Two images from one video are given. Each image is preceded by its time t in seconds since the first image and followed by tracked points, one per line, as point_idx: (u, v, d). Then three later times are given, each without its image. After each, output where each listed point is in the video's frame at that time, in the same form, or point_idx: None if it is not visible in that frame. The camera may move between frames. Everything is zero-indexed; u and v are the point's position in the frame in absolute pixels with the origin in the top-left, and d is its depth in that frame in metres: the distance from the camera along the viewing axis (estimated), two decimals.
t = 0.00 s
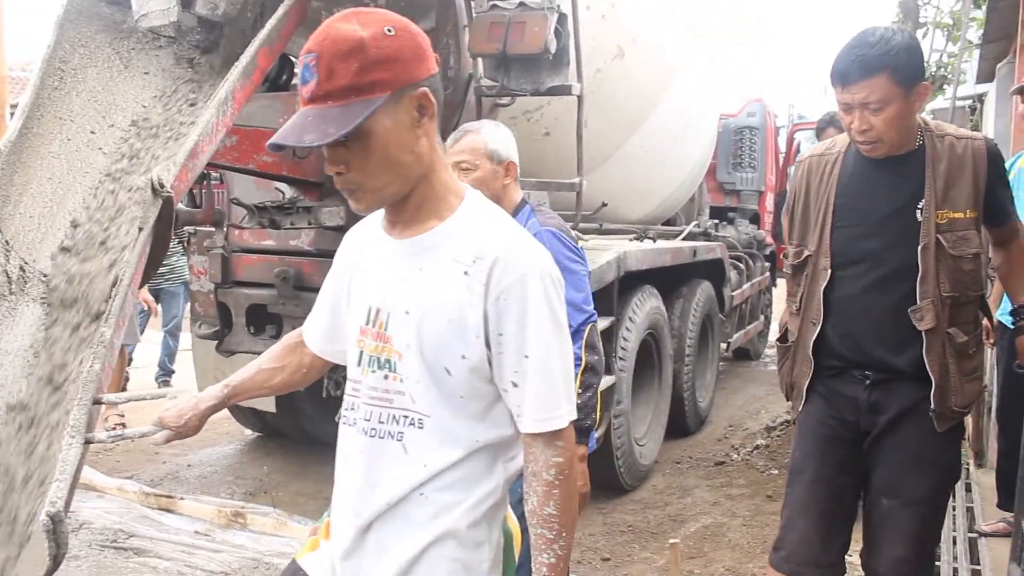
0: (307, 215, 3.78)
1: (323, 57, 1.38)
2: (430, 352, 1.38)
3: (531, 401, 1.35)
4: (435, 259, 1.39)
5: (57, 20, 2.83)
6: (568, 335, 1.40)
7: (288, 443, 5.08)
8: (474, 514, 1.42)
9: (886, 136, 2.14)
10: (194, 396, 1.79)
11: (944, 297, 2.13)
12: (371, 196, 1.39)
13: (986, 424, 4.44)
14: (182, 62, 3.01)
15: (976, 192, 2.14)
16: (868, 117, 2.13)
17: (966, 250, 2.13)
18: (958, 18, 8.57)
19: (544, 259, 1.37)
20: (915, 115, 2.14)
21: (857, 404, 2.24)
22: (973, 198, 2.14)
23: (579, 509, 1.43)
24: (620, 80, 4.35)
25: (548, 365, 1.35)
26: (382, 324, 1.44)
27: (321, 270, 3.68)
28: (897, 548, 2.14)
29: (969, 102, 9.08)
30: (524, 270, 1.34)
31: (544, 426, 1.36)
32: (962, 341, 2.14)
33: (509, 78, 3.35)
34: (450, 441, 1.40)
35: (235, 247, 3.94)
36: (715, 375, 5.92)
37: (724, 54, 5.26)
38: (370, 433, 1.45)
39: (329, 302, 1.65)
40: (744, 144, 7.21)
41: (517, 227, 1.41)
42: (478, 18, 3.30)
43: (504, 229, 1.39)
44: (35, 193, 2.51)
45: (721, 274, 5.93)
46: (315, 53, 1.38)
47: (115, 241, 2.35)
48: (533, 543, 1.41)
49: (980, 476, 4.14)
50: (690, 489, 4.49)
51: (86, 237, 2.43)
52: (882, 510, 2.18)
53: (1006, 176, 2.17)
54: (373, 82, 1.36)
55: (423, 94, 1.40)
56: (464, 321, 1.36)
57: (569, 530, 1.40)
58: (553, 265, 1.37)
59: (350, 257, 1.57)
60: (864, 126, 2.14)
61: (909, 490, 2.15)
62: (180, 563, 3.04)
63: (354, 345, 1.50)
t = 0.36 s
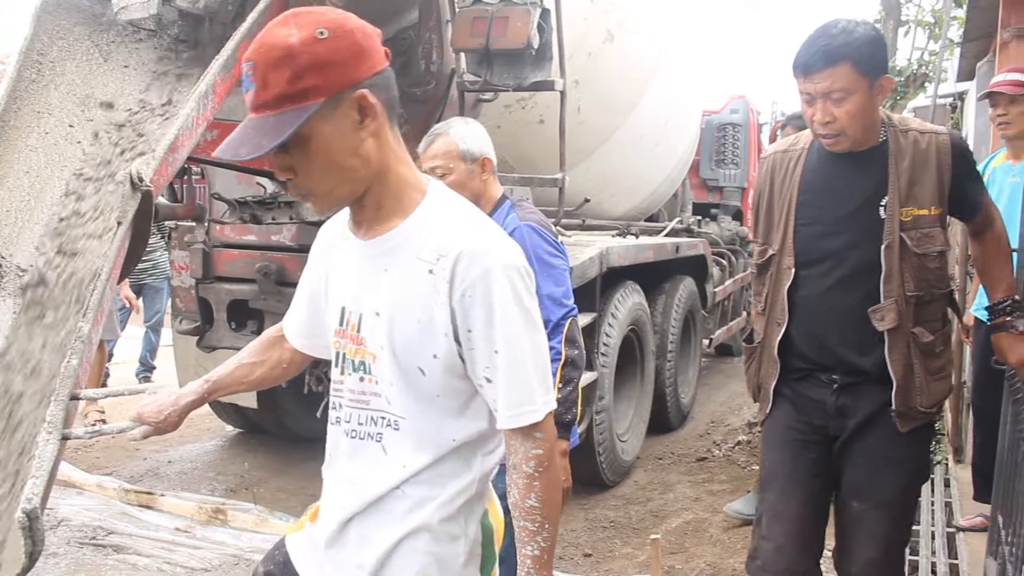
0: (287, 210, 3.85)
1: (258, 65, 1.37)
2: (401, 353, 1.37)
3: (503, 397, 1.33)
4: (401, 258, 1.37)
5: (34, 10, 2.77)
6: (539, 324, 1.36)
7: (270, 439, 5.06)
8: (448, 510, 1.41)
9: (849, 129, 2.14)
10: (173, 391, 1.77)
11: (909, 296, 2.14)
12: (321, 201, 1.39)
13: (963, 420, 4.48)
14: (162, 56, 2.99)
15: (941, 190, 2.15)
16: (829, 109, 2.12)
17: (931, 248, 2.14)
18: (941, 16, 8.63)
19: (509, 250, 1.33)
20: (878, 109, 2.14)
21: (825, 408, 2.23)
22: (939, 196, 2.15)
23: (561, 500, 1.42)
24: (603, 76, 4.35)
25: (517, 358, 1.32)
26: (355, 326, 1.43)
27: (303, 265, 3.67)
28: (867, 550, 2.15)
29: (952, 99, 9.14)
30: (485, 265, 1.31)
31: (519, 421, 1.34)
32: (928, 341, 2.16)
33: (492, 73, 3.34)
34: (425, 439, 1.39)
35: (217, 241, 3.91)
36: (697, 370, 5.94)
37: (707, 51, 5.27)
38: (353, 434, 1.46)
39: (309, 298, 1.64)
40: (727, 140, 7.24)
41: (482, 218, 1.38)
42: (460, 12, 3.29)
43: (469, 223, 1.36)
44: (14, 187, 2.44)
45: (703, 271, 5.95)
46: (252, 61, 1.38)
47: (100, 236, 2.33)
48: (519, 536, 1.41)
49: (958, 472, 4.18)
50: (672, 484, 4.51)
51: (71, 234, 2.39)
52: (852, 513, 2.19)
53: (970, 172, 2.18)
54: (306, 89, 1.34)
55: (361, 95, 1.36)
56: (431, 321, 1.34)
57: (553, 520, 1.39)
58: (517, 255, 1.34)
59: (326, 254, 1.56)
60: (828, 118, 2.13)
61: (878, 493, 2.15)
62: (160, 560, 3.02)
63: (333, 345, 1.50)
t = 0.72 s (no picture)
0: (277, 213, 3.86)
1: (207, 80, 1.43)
2: (341, 351, 1.37)
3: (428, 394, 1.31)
4: (343, 255, 1.38)
5: (23, 11, 2.78)
6: (472, 324, 1.33)
7: (259, 442, 5.04)
8: (395, 509, 1.40)
9: (807, 127, 1.99)
10: (161, 398, 1.78)
11: (870, 302, 1.97)
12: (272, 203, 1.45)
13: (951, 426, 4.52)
14: (150, 58, 2.98)
15: (905, 188, 1.99)
16: (783, 108, 1.97)
17: (894, 251, 1.98)
18: (929, 24, 8.71)
19: (439, 245, 1.31)
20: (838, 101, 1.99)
21: (785, 426, 2.10)
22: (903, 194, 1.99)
23: (502, 505, 1.38)
24: (593, 81, 4.36)
25: (441, 357, 1.30)
26: (314, 322, 1.45)
27: (292, 269, 3.66)
28: None
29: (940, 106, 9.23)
30: (411, 262, 1.30)
31: (446, 420, 1.31)
32: (889, 352, 1.99)
33: (482, 77, 3.34)
34: (368, 437, 1.39)
35: (206, 244, 3.90)
36: (686, 375, 5.94)
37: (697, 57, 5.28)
38: (314, 428, 1.48)
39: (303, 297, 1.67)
40: (717, 147, 7.17)
41: (422, 213, 1.36)
42: (451, 16, 3.29)
43: (406, 219, 1.35)
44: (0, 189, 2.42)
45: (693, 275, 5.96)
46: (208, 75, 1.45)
47: (85, 239, 2.30)
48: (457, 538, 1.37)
49: (946, 477, 4.20)
50: (661, 489, 4.51)
51: (55, 237, 2.37)
52: (815, 547, 2.08)
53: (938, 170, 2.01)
54: (229, 106, 1.37)
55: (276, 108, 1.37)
56: (365, 318, 1.34)
57: (486, 527, 1.35)
58: (448, 251, 1.32)
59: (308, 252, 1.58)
60: (781, 117, 1.98)
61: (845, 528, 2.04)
62: (147, 563, 2.99)
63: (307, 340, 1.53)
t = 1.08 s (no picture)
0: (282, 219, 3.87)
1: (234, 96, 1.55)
2: (317, 349, 1.42)
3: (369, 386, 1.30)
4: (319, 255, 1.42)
5: (30, 19, 2.82)
6: (423, 318, 1.31)
7: (263, 448, 5.04)
8: (383, 518, 1.41)
9: (790, 128, 1.95)
10: (168, 405, 1.79)
11: (839, 317, 1.89)
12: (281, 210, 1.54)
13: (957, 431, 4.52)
14: (155, 62, 2.98)
15: (892, 203, 1.88)
16: (763, 109, 1.93)
17: (868, 266, 1.88)
18: (933, 28, 8.72)
19: (389, 237, 1.32)
20: (826, 101, 1.93)
21: (759, 431, 2.07)
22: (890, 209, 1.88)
23: (451, 512, 1.35)
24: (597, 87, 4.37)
25: (384, 347, 1.30)
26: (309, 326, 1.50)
27: (297, 275, 3.67)
28: None
29: (944, 110, 9.24)
30: (361, 254, 1.32)
31: (386, 413, 1.30)
32: (858, 373, 1.90)
33: (487, 83, 3.35)
34: (345, 437, 1.42)
35: (212, 250, 3.91)
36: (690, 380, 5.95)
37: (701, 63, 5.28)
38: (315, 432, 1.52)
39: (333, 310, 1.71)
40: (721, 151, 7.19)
41: (389, 210, 1.37)
42: (455, 22, 3.30)
43: (369, 215, 1.37)
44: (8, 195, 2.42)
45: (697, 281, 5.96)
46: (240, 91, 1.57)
47: (92, 245, 2.31)
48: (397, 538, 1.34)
49: (952, 483, 4.19)
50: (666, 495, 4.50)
51: (63, 245, 2.35)
52: (765, 548, 1.96)
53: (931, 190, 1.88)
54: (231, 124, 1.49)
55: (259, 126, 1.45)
56: (331, 315, 1.37)
57: (422, 532, 1.32)
58: (399, 242, 1.32)
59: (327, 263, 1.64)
60: (761, 118, 1.94)
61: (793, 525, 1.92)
62: (152, 568, 2.99)
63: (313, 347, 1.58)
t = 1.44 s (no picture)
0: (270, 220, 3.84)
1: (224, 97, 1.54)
2: (295, 350, 1.43)
3: (339, 387, 1.31)
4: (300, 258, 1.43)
5: (18, 19, 2.83)
6: (398, 321, 1.31)
7: (251, 450, 5.02)
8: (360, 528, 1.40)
9: (745, 126, 1.78)
10: (153, 408, 1.78)
11: (783, 326, 1.70)
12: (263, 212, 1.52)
13: (944, 433, 4.54)
14: (141, 63, 2.98)
15: (842, 203, 1.67)
16: (715, 109, 1.77)
17: (811, 273, 1.69)
18: (921, 33, 8.77)
19: (365, 240, 1.33)
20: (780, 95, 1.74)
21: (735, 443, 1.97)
22: (839, 209, 1.67)
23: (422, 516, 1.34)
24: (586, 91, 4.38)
25: (356, 347, 1.30)
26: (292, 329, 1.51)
27: (286, 277, 3.65)
28: None
29: (932, 114, 9.29)
30: (337, 256, 1.32)
31: (355, 415, 1.29)
32: (803, 389, 1.69)
33: (477, 85, 3.35)
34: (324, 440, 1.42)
35: (200, 252, 3.90)
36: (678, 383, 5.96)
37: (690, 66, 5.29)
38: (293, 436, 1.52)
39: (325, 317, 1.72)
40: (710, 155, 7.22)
41: (371, 214, 1.38)
42: (445, 24, 3.30)
43: (348, 218, 1.37)
44: None
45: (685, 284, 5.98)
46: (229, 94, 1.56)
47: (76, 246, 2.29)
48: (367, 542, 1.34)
49: (940, 484, 4.19)
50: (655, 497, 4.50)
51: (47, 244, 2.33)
52: None
53: (889, 187, 1.62)
54: (224, 119, 1.46)
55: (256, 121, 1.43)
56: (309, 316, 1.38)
57: (390, 534, 1.31)
58: (377, 244, 1.33)
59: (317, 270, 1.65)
60: (714, 119, 1.78)
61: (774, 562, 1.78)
62: (138, 570, 2.96)
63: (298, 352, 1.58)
